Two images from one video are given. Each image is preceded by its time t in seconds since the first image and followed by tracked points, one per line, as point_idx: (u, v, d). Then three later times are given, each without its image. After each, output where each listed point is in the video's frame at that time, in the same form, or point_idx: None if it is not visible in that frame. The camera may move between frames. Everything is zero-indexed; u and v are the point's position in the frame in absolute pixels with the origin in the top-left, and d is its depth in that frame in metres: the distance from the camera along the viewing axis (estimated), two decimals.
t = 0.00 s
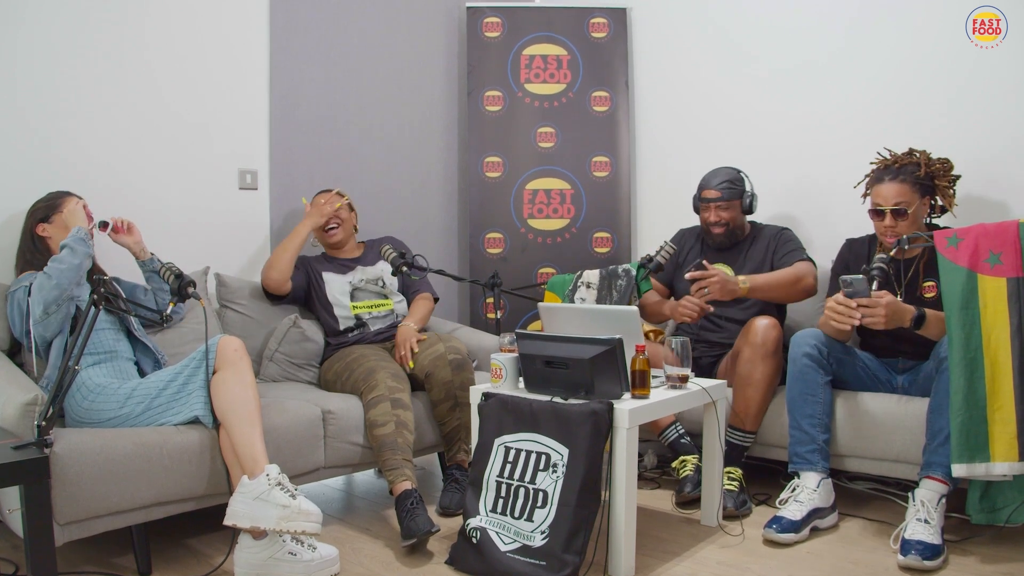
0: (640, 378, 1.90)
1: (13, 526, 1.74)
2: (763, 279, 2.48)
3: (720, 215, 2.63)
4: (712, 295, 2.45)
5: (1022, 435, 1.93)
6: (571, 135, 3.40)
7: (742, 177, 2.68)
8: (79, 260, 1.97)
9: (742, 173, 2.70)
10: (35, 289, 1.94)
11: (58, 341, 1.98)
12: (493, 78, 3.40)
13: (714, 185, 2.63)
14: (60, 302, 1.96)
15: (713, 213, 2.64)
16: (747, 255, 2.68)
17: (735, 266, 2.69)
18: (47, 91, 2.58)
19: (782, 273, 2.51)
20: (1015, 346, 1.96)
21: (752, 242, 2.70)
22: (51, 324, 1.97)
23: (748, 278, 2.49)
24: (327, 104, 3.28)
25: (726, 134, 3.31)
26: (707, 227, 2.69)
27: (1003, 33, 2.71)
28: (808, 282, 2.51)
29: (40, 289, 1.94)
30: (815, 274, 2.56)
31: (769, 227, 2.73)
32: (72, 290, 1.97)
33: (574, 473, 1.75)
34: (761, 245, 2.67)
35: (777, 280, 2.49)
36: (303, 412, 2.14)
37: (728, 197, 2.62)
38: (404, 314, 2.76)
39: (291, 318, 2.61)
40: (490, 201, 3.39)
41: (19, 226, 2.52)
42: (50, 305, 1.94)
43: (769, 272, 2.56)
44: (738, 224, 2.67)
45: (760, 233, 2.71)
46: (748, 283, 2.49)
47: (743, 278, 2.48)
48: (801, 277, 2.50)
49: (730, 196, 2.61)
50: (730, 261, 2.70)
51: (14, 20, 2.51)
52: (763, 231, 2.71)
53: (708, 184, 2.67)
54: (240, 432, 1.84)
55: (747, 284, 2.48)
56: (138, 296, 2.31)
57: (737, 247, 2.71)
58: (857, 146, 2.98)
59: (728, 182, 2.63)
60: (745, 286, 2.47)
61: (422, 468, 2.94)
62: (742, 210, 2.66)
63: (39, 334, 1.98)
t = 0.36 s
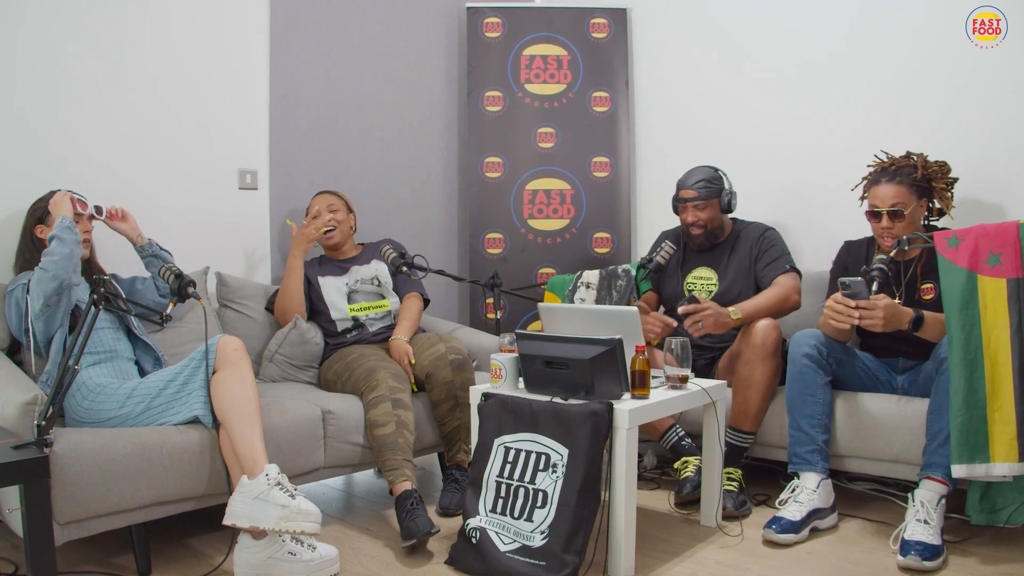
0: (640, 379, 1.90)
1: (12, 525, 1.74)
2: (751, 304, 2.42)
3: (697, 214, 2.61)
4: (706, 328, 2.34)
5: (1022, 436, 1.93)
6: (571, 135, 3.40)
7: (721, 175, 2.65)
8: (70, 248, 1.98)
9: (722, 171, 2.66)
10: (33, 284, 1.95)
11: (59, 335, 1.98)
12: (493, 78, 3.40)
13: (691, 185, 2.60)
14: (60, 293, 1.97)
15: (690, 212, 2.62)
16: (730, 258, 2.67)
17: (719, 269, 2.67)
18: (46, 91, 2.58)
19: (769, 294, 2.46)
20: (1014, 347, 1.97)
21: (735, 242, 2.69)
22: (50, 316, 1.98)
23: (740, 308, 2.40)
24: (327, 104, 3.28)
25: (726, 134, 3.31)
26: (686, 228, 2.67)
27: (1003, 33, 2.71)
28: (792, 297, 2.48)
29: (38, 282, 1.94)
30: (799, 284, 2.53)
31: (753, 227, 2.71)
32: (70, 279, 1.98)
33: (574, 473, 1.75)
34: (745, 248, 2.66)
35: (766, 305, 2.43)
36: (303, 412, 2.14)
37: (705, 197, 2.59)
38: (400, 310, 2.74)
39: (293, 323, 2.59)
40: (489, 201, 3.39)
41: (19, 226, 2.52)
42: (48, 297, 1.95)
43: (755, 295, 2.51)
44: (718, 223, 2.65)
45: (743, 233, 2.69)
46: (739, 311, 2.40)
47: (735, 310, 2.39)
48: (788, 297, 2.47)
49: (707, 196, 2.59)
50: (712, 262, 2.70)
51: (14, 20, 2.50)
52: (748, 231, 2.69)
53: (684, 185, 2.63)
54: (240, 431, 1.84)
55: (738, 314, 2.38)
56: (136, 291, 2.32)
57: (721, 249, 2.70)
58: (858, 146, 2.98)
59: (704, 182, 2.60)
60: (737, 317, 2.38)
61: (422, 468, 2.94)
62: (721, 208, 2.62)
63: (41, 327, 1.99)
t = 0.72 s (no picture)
0: (640, 378, 1.90)
1: (13, 525, 1.74)
2: (747, 302, 2.44)
3: (694, 204, 2.64)
4: (700, 325, 2.35)
5: (1022, 436, 1.93)
6: (571, 135, 3.40)
7: (725, 179, 2.71)
8: (57, 239, 1.97)
9: (724, 175, 2.72)
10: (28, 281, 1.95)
11: (56, 332, 1.98)
12: (493, 78, 3.40)
13: (691, 173, 2.68)
14: (55, 287, 1.97)
15: (688, 201, 2.64)
16: (728, 254, 2.67)
17: (716, 267, 2.67)
18: (46, 91, 2.58)
19: (765, 290, 2.47)
20: (1014, 346, 1.97)
21: (731, 240, 2.69)
22: (45, 312, 1.98)
23: (734, 304, 2.43)
24: (327, 103, 3.28)
25: (726, 133, 3.31)
26: (681, 217, 2.69)
27: (1003, 33, 2.71)
28: (790, 295, 2.48)
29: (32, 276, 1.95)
30: (798, 282, 2.53)
31: (750, 226, 2.70)
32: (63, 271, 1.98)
33: (574, 473, 1.75)
34: (742, 245, 2.66)
35: (761, 301, 2.44)
36: (303, 412, 2.14)
37: (703, 185, 2.64)
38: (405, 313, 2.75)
39: (294, 323, 2.59)
40: (489, 201, 3.39)
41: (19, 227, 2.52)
42: (43, 293, 1.95)
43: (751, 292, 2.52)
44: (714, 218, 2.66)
45: (740, 232, 2.69)
46: (734, 307, 2.42)
47: (730, 306, 2.41)
48: (784, 294, 2.47)
49: (704, 184, 2.64)
50: (708, 259, 2.70)
51: (14, 20, 2.50)
52: (745, 230, 2.69)
53: (686, 173, 2.71)
54: (239, 431, 1.84)
55: (733, 309, 2.41)
56: (133, 285, 2.31)
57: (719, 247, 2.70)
58: (857, 146, 2.98)
59: (703, 173, 2.67)
60: (731, 312, 2.40)
61: (422, 468, 2.94)
62: (716, 204, 2.63)
63: (38, 326, 1.99)
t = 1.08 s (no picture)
0: (640, 378, 1.90)
1: (13, 525, 1.74)
2: (749, 285, 2.46)
3: (699, 207, 2.63)
4: (700, 313, 2.37)
5: (1022, 436, 1.93)
6: (571, 135, 3.40)
7: (724, 180, 2.71)
8: (52, 241, 1.96)
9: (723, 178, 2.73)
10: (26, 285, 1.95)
11: (55, 334, 1.98)
12: (493, 78, 3.40)
13: (692, 177, 2.67)
14: (54, 290, 1.97)
15: (692, 205, 2.63)
16: (732, 253, 2.67)
17: (720, 266, 2.66)
18: (45, 91, 2.58)
19: (768, 276, 2.49)
20: (1014, 346, 1.97)
21: (734, 240, 2.69)
22: (44, 316, 1.98)
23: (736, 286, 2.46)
24: (327, 104, 3.28)
25: (725, 133, 3.31)
26: (685, 222, 2.67)
27: (1003, 33, 2.71)
28: (795, 280, 2.49)
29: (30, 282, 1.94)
30: (802, 272, 2.53)
31: (752, 227, 2.71)
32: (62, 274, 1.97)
33: (574, 473, 1.75)
34: (746, 244, 2.66)
35: (763, 286, 2.46)
36: (303, 412, 2.14)
37: (706, 189, 2.64)
38: (407, 313, 2.75)
39: (296, 322, 2.60)
40: (490, 200, 3.39)
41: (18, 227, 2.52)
42: (41, 297, 1.95)
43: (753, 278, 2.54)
44: (718, 221, 2.66)
45: (743, 232, 2.70)
46: (735, 291, 2.45)
47: (730, 288, 2.44)
48: (787, 280, 2.48)
49: (708, 188, 2.63)
50: (711, 260, 2.69)
51: (14, 20, 2.50)
52: (748, 230, 2.70)
53: (687, 178, 2.70)
54: (238, 431, 1.84)
55: (734, 292, 2.44)
56: (129, 280, 2.32)
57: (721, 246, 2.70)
58: (858, 146, 2.98)
59: (705, 177, 2.67)
60: (732, 294, 2.43)
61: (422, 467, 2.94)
62: (719, 208, 2.64)
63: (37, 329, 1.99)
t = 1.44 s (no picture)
0: (640, 378, 1.90)
1: (13, 525, 1.74)
2: (742, 291, 2.44)
3: (696, 211, 2.63)
4: (691, 310, 2.34)
5: (1022, 436, 1.93)
6: (571, 135, 3.40)
7: (718, 179, 2.71)
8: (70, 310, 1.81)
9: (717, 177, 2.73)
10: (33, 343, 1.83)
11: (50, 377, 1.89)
12: (493, 78, 3.40)
13: (690, 182, 2.66)
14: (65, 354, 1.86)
15: (689, 209, 2.63)
16: (729, 254, 2.67)
17: (717, 267, 2.67)
18: (45, 91, 2.58)
19: (762, 281, 2.48)
20: (1014, 346, 1.97)
21: (732, 240, 2.69)
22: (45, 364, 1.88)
23: (730, 292, 2.43)
24: (327, 103, 3.28)
25: (725, 133, 3.31)
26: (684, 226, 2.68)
27: (1003, 33, 2.71)
28: (789, 286, 2.48)
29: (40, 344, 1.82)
30: (796, 278, 2.53)
31: (750, 227, 2.71)
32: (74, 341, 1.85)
33: (574, 473, 1.75)
34: (743, 244, 2.66)
35: (758, 289, 2.45)
36: (303, 412, 2.14)
37: (704, 194, 2.62)
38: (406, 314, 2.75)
39: (294, 321, 2.61)
40: (489, 201, 3.39)
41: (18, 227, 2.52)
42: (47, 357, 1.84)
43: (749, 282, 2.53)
44: (716, 223, 2.66)
45: (740, 232, 2.70)
46: (729, 296, 2.41)
47: (724, 294, 2.39)
48: (782, 284, 2.47)
49: (705, 193, 2.62)
50: (710, 260, 2.69)
51: (13, 20, 2.50)
52: (746, 230, 2.70)
53: (684, 184, 2.67)
54: (234, 431, 1.84)
55: (727, 299, 2.39)
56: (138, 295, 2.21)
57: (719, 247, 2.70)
58: (858, 146, 2.98)
59: (702, 181, 2.65)
60: (724, 300, 2.38)
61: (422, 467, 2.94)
62: (718, 209, 2.64)
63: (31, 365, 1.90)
